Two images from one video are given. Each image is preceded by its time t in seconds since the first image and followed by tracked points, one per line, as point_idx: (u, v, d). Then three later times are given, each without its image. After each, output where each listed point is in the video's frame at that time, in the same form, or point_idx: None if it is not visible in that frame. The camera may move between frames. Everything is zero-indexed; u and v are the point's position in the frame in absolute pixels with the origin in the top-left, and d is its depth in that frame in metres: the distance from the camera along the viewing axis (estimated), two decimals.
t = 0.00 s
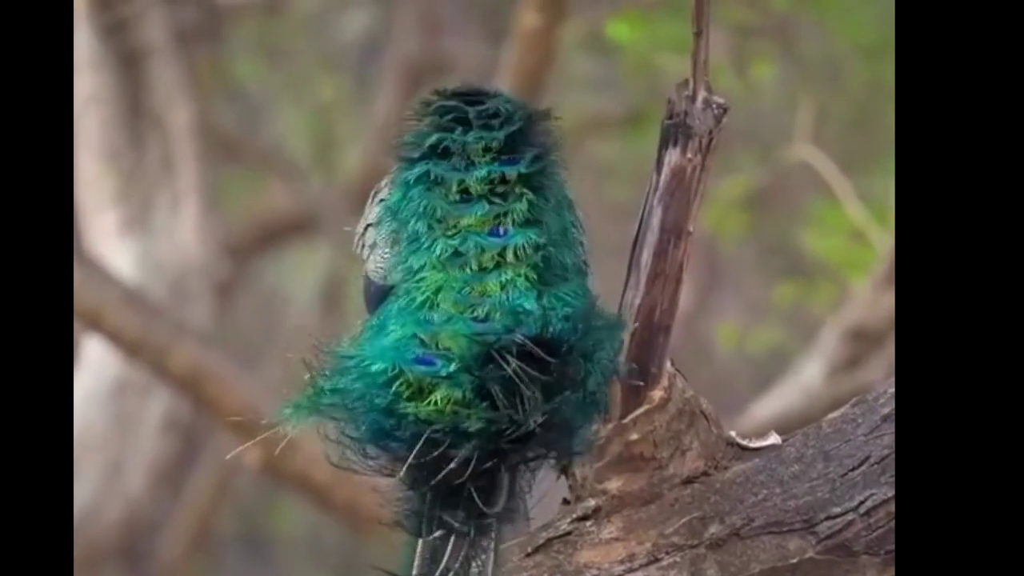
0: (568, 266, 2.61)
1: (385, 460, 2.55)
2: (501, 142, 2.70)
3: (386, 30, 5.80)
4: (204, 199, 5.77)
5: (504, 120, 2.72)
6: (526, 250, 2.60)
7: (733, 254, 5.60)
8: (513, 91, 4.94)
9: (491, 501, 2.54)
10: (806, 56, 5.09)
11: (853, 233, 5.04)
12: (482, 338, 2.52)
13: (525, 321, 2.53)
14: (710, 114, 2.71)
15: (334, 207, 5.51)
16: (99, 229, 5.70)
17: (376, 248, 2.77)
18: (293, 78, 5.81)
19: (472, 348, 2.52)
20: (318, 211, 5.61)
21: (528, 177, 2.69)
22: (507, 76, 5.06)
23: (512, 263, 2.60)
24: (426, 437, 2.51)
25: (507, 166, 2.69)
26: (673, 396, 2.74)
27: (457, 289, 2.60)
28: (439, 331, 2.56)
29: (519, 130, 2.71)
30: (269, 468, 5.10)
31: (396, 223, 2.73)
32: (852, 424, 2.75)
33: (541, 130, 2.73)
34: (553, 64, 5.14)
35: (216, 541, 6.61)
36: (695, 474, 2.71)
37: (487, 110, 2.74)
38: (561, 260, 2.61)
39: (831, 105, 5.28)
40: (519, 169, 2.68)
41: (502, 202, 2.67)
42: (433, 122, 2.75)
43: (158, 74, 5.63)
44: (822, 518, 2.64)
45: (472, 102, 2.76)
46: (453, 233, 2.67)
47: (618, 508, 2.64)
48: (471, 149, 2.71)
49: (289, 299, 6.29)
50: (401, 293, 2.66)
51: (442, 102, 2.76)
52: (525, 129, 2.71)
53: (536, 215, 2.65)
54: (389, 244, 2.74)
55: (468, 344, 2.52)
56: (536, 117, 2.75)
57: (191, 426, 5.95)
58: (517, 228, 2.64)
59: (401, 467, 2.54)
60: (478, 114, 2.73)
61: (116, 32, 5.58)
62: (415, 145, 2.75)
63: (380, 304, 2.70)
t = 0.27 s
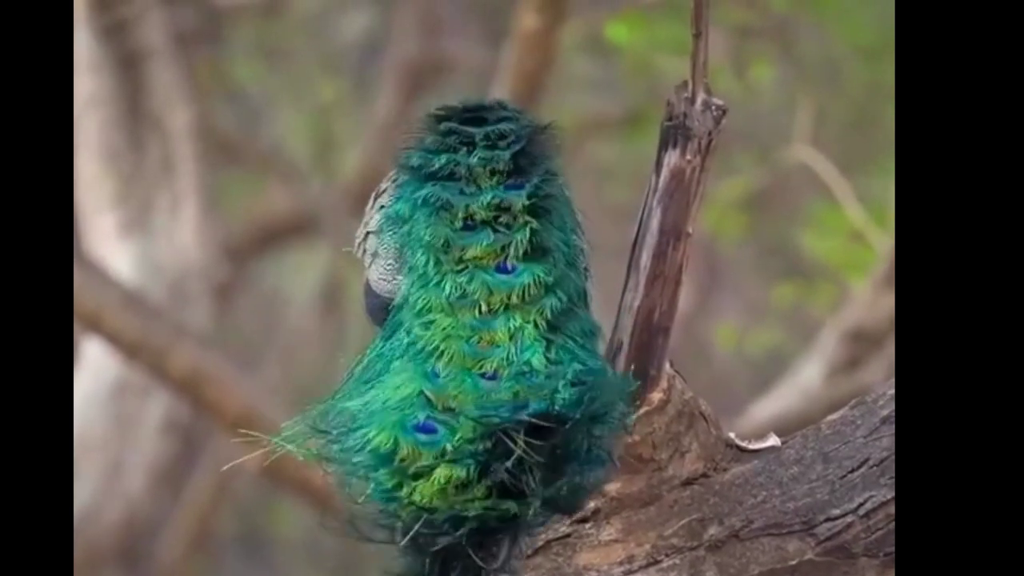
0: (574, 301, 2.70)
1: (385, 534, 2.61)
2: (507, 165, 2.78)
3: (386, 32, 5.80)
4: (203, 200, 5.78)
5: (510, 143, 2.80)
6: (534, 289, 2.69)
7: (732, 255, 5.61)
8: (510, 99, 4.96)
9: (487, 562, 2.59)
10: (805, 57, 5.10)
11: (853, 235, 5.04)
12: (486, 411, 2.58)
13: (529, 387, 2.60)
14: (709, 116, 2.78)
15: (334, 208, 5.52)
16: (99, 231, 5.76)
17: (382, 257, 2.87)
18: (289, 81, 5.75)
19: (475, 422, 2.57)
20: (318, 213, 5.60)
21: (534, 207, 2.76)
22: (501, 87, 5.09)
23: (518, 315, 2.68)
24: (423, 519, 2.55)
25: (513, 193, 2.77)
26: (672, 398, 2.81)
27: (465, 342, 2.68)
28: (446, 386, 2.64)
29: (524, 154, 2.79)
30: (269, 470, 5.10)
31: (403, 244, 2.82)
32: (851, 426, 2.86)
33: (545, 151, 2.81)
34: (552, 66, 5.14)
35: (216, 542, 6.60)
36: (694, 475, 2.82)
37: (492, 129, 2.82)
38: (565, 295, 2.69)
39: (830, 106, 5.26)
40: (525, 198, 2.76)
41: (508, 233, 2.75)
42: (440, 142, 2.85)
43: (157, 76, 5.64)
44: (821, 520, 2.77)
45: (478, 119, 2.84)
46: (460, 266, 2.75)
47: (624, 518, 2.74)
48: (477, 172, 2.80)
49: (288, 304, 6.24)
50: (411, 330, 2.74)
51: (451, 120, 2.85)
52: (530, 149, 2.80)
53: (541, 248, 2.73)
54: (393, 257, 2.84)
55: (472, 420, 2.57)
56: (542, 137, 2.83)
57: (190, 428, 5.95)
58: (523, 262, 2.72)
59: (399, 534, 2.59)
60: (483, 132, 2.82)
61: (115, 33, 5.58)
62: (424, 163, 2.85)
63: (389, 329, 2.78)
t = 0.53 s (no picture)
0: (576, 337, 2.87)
1: None
2: (511, 190, 2.95)
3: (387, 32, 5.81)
4: (203, 201, 5.78)
5: (513, 166, 2.97)
6: (540, 321, 2.85)
7: (732, 255, 5.62)
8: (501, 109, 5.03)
9: None
10: (806, 58, 5.10)
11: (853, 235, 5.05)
12: (492, 479, 2.71)
13: (537, 449, 2.75)
14: (709, 117, 2.82)
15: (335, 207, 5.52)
16: (98, 232, 5.76)
17: (388, 263, 3.08)
18: (289, 81, 5.74)
19: (482, 487, 2.71)
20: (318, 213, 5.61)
21: (538, 235, 2.91)
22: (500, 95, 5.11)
23: (524, 364, 2.83)
24: None
25: (517, 219, 2.93)
26: (672, 399, 2.90)
27: (475, 391, 2.82)
28: (455, 441, 2.78)
29: (528, 180, 2.96)
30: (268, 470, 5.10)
31: (410, 263, 3.00)
32: (851, 426, 2.97)
33: (546, 174, 2.98)
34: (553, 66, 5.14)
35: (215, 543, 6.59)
36: (694, 476, 2.90)
37: (497, 149, 2.98)
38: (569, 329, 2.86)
39: (831, 107, 5.26)
40: (529, 225, 2.92)
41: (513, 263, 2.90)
42: (446, 159, 3.02)
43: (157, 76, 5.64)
44: (822, 520, 2.86)
45: (482, 138, 3.02)
46: (466, 296, 2.90)
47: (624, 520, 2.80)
48: (482, 195, 2.96)
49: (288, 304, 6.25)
50: (419, 359, 2.89)
51: (459, 138, 3.02)
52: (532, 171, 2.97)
53: (545, 281, 2.89)
54: (396, 265, 3.05)
55: (477, 484, 2.72)
56: (545, 159, 3.00)
57: (190, 428, 5.94)
58: (528, 292, 2.87)
59: None
60: (488, 151, 2.99)
61: (115, 34, 5.59)
62: (430, 180, 3.03)
63: (395, 345, 2.95)
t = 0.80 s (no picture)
0: (579, 369, 2.90)
1: None
2: (514, 213, 2.99)
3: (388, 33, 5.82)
4: (205, 201, 5.78)
5: (516, 188, 3.03)
6: (544, 350, 2.87)
7: (733, 255, 5.61)
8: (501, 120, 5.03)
9: None
10: (807, 60, 5.10)
11: (854, 236, 5.04)
12: (498, 536, 2.72)
13: (544, 500, 2.75)
14: (710, 117, 2.79)
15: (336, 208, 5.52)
16: (100, 233, 5.75)
17: (388, 269, 3.18)
18: (288, 84, 5.76)
19: (488, 536, 2.72)
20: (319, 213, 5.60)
21: (542, 262, 2.95)
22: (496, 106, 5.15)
23: (530, 400, 2.86)
24: None
25: (521, 242, 2.97)
26: (674, 400, 2.91)
27: (481, 430, 2.84)
28: (462, 485, 2.79)
29: (531, 203, 3.01)
30: (269, 470, 5.10)
31: (414, 283, 3.04)
32: (852, 428, 3.07)
33: (548, 195, 3.04)
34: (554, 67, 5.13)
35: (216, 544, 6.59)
36: (696, 476, 2.96)
37: (500, 170, 3.05)
38: (573, 359, 2.90)
39: (832, 108, 5.26)
40: (533, 250, 2.95)
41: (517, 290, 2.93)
42: (449, 176, 3.09)
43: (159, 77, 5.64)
44: (823, 520, 2.95)
45: (486, 157, 3.10)
46: (471, 323, 2.92)
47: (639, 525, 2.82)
48: (486, 218, 3.00)
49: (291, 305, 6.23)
50: (424, 386, 2.92)
51: (464, 158, 3.10)
52: (535, 192, 3.03)
53: (549, 309, 2.91)
54: (398, 274, 3.13)
55: (484, 531, 2.72)
56: (547, 181, 3.06)
57: (191, 429, 5.94)
58: (533, 318, 2.90)
59: None
60: (491, 170, 3.06)
61: (116, 35, 5.59)
62: (433, 198, 3.09)
63: (400, 365, 2.99)
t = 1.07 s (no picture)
0: (580, 397, 2.93)
1: None
2: (517, 235, 3.03)
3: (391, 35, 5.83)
4: (207, 203, 5.78)
5: (520, 208, 3.07)
6: (545, 376, 2.90)
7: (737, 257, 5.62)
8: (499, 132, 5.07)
9: None
10: (810, 62, 5.11)
11: (858, 238, 5.03)
12: None
13: (546, 538, 2.76)
14: (714, 119, 2.87)
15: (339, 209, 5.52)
16: (103, 236, 5.76)
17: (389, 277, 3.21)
18: (291, 85, 5.75)
19: None
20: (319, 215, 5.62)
21: (545, 286, 2.98)
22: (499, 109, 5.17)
23: (532, 430, 2.88)
24: None
25: (523, 265, 3.00)
26: (677, 401, 2.98)
27: (484, 462, 2.86)
28: (464, 518, 2.80)
29: (533, 226, 3.05)
30: (273, 472, 5.10)
31: (417, 303, 3.07)
32: (856, 428, 3.06)
33: (551, 216, 3.08)
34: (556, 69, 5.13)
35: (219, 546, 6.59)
36: (699, 478, 3.01)
37: (501, 189, 3.09)
38: (573, 387, 2.93)
39: (836, 109, 5.23)
40: (536, 274, 2.99)
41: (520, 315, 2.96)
42: (451, 193, 3.12)
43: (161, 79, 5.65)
44: (826, 522, 2.96)
45: (488, 175, 3.14)
46: (472, 347, 2.95)
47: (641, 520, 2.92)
48: (489, 238, 3.04)
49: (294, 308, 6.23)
50: (426, 411, 2.95)
51: (466, 176, 3.14)
52: (537, 213, 3.07)
53: (551, 335, 2.95)
54: (399, 283, 3.15)
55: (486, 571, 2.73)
56: (550, 202, 3.11)
57: (194, 431, 5.94)
58: (536, 344, 2.93)
59: None
60: (493, 189, 3.10)
61: (119, 37, 5.60)
62: (436, 216, 3.11)
63: (401, 387, 3.02)
